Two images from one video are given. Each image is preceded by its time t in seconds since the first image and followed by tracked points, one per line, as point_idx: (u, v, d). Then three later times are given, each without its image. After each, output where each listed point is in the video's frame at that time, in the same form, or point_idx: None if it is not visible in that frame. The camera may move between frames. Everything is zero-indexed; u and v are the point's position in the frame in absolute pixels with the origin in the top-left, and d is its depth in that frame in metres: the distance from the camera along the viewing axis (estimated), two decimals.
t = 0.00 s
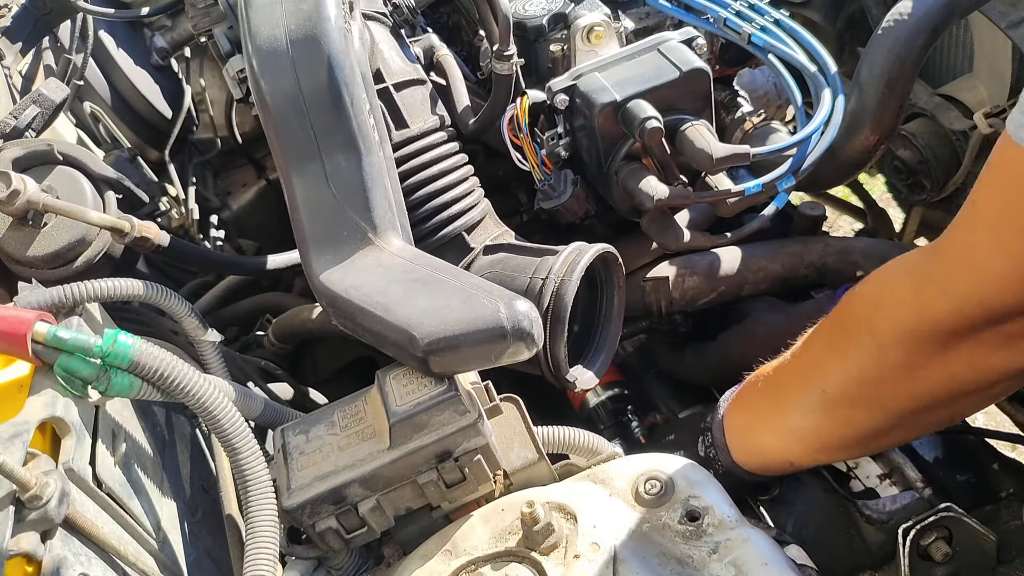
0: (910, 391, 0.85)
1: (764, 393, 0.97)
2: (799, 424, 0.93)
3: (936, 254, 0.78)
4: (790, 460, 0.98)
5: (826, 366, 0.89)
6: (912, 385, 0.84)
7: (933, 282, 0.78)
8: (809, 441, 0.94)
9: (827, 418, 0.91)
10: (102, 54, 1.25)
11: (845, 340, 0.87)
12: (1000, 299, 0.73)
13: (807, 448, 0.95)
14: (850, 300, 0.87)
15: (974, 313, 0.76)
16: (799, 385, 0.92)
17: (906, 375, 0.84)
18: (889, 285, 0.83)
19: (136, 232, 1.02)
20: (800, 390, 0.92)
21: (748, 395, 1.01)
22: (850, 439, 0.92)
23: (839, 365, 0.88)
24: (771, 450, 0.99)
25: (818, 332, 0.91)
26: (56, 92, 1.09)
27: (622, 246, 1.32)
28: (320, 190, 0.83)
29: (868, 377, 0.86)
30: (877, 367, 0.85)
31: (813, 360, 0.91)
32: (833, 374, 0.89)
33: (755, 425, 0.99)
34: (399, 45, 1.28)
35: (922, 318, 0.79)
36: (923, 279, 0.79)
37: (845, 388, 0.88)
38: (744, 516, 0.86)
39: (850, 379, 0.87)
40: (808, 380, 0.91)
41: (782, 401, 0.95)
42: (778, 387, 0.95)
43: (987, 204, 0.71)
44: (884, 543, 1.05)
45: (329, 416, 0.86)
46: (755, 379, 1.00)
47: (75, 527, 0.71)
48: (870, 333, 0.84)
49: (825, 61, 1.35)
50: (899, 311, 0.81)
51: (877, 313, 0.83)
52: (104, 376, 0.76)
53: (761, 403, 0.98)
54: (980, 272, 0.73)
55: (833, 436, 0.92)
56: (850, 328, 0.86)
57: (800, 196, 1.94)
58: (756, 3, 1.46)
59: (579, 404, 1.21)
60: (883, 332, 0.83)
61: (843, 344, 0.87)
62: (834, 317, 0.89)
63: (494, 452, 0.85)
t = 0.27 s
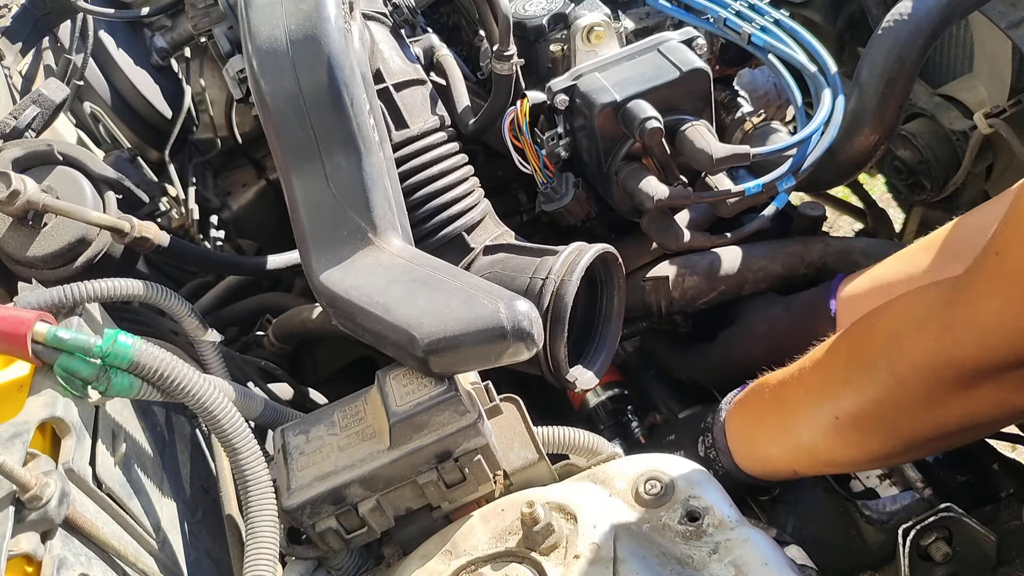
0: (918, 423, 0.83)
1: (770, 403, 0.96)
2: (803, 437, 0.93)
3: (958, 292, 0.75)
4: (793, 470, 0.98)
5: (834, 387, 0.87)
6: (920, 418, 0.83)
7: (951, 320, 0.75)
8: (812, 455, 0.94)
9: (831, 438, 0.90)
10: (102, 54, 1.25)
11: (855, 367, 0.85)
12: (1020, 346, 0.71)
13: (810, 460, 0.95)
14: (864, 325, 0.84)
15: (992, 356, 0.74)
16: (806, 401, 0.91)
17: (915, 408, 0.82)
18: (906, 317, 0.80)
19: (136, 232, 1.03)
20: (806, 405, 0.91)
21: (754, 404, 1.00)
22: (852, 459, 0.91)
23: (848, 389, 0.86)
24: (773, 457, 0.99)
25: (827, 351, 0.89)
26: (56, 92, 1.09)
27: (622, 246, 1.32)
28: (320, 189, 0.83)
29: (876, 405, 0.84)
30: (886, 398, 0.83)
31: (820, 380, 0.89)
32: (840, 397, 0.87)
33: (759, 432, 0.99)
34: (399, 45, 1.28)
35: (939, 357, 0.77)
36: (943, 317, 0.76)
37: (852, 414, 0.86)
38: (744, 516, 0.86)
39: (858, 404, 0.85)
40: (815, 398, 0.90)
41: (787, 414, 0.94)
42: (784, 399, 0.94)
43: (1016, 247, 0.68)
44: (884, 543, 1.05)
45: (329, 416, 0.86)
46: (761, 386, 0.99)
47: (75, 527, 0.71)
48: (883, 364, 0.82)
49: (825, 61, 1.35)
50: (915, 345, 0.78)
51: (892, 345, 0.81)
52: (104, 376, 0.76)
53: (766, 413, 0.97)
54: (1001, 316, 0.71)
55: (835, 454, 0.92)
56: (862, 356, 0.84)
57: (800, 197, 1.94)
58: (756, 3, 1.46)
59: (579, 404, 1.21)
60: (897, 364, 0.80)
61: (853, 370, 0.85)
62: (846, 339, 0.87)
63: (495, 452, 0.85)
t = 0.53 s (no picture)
0: (915, 419, 0.83)
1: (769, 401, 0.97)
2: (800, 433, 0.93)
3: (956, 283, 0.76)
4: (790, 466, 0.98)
5: (831, 383, 0.87)
6: (918, 414, 0.82)
7: (949, 311, 0.76)
8: (808, 452, 0.93)
9: (828, 434, 0.90)
10: (102, 54, 1.25)
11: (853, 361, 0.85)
12: (1017, 336, 0.72)
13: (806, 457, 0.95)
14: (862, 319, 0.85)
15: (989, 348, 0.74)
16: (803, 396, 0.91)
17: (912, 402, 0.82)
18: (904, 309, 0.81)
19: (136, 232, 1.03)
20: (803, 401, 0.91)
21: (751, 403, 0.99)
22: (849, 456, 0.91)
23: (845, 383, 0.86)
24: (771, 454, 0.99)
25: (826, 348, 0.89)
26: (57, 92, 1.09)
27: (622, 246, 1.32)
28: (320, 189, 0.83)
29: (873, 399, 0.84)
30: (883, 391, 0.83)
31: (818, 377, 0.89)
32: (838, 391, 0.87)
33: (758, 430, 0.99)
34: (399, 45, 1.28)
35: (935, 349, 0.77)
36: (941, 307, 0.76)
37: (849, 410, 0.86)
38: (744, 515, 0.86)
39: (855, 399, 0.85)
40: (812, 394, 0.90)
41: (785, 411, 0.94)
42: (782, 397, 0.94)
43: (1012, 236, 0.69)
44: (884, 543, 1.05)
45: (329, 416, 0.86)
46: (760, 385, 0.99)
47: (75, 527, 0.71)
48: (880, 357, 0.82)
49: (825, 61, 1.35)
50: (913, 337, 0.79)
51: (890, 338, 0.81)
52: (104, 376, 0.76)
53: (764, 411, 0.97)
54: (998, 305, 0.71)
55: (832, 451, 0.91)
56: (860, 350, 0.84)
57: (800, 197, 1.94)
58: (756, 3, 1.46)
59: (574, 403, 1.21)
60: (894, 357, 0.81)
61: (850, 364, 0.85)
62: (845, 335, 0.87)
63: (495, 452, 0.85)
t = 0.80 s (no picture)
0: (925, 416, 0.83)
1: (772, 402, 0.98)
2: (807, 429, 0.93)
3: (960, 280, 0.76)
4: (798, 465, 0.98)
5: (838, 380, 0.88)
6: (927, 410, 0.82)
7: (955, 308, 0.76)
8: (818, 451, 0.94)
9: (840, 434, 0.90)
10: (102, 54, 1.25)
11: (862, 357, 0.85)
12: (1022, 331, 0.71)
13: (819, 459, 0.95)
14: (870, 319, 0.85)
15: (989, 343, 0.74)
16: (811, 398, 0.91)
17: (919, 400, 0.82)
18: (910, 309, 0.80)
19: (136, 232, 1.03)
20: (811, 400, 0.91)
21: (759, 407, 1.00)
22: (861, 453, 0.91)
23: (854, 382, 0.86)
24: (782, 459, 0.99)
25: (832, 345, 0.90)
26: (56, 92, 1.09)
27: (622, 246, 1.32)
28: (320, 189, 0.83)
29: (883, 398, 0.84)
30: (889, 389, 0.83)
31: (826, 375, 0.89)
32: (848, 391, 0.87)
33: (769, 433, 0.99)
34: (399, 45, 1.28)
35: (943, 346, 0.77)
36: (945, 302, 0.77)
37: (857, 408, 0.86)
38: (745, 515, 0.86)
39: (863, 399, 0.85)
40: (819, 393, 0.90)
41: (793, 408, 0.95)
42: (788, 397, 0.94)
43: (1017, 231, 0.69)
44: (884, 543, 1.05)
45: (330, 416, 0.86)
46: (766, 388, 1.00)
47: (75, 527, 0.71)
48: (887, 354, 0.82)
49: (825, 61, 1.35)
50: (919, 332, 0.79)
51: (896, 333, 0.81)
52: (104, 376, 0.76)
53: (769, 409, 0.97)
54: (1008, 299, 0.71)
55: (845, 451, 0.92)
56: (868, 347, 0.84)
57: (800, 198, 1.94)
58: (756, 4, 1.46)
59: (575, 403, 1.20)
60: (901, 353, 0.81)
61: (858, 363, 0.86)
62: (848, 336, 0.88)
63: (495, 452, 0.85)
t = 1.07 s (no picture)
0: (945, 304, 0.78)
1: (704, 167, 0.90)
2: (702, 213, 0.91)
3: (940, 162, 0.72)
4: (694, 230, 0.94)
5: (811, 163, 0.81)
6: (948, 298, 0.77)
7: (943, 188, 0.72)
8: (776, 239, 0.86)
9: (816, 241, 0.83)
10: (101, 53, 1.25)
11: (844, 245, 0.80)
12: None
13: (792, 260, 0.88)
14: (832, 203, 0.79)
15: (987, 233, 0.70)
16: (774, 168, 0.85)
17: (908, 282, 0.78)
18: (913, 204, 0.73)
19: (136, 232, 1.03)
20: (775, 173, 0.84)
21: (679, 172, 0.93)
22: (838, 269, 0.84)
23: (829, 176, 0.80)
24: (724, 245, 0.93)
25: (800, 158, 0.82)
26: (57, 92, 1.09)
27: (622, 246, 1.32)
28: (319, 189, 0.83)
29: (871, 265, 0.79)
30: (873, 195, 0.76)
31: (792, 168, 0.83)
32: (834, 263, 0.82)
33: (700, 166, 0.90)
34: (399, 45, 1.28)
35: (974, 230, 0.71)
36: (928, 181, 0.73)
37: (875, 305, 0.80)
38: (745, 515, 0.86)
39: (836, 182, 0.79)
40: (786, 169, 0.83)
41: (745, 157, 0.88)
42: (736, 194, 0.87)
43: None
44: (883, 543, 1.05)
45: (330, 416, 0.86)
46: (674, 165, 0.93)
47: (75, 527, 0.71)
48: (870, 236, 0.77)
49: (825, 61, 1.36)
50: (907, 211, 0.74)
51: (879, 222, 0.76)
52: (104, 376, 0.76)
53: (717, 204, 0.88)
54: None
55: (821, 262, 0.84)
56: (848, 236, 0.79)
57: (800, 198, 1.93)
58: (756, 3, 1.46)
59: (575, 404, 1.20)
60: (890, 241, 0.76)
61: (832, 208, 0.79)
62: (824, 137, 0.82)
63: (495, 452, 0.85)
